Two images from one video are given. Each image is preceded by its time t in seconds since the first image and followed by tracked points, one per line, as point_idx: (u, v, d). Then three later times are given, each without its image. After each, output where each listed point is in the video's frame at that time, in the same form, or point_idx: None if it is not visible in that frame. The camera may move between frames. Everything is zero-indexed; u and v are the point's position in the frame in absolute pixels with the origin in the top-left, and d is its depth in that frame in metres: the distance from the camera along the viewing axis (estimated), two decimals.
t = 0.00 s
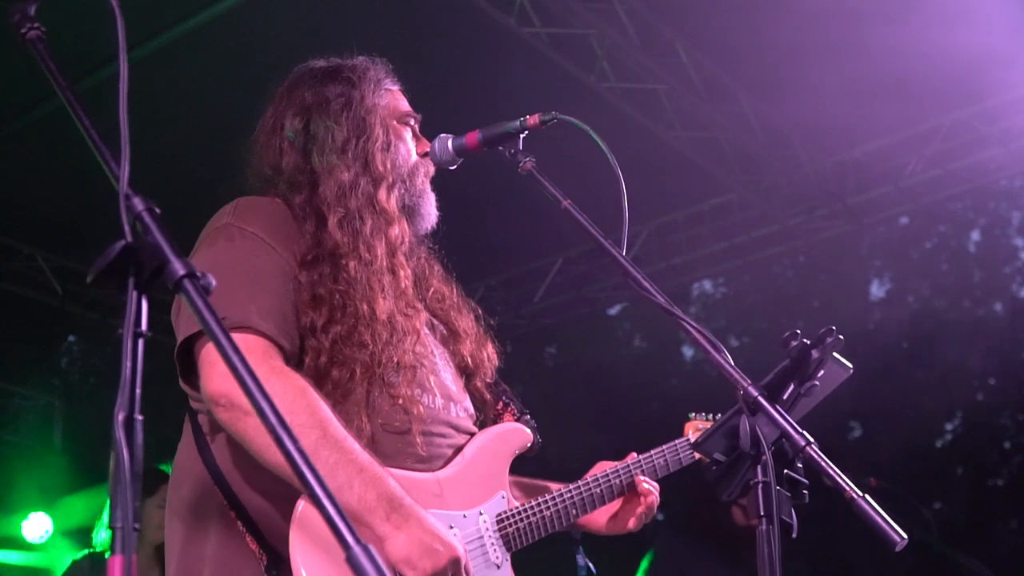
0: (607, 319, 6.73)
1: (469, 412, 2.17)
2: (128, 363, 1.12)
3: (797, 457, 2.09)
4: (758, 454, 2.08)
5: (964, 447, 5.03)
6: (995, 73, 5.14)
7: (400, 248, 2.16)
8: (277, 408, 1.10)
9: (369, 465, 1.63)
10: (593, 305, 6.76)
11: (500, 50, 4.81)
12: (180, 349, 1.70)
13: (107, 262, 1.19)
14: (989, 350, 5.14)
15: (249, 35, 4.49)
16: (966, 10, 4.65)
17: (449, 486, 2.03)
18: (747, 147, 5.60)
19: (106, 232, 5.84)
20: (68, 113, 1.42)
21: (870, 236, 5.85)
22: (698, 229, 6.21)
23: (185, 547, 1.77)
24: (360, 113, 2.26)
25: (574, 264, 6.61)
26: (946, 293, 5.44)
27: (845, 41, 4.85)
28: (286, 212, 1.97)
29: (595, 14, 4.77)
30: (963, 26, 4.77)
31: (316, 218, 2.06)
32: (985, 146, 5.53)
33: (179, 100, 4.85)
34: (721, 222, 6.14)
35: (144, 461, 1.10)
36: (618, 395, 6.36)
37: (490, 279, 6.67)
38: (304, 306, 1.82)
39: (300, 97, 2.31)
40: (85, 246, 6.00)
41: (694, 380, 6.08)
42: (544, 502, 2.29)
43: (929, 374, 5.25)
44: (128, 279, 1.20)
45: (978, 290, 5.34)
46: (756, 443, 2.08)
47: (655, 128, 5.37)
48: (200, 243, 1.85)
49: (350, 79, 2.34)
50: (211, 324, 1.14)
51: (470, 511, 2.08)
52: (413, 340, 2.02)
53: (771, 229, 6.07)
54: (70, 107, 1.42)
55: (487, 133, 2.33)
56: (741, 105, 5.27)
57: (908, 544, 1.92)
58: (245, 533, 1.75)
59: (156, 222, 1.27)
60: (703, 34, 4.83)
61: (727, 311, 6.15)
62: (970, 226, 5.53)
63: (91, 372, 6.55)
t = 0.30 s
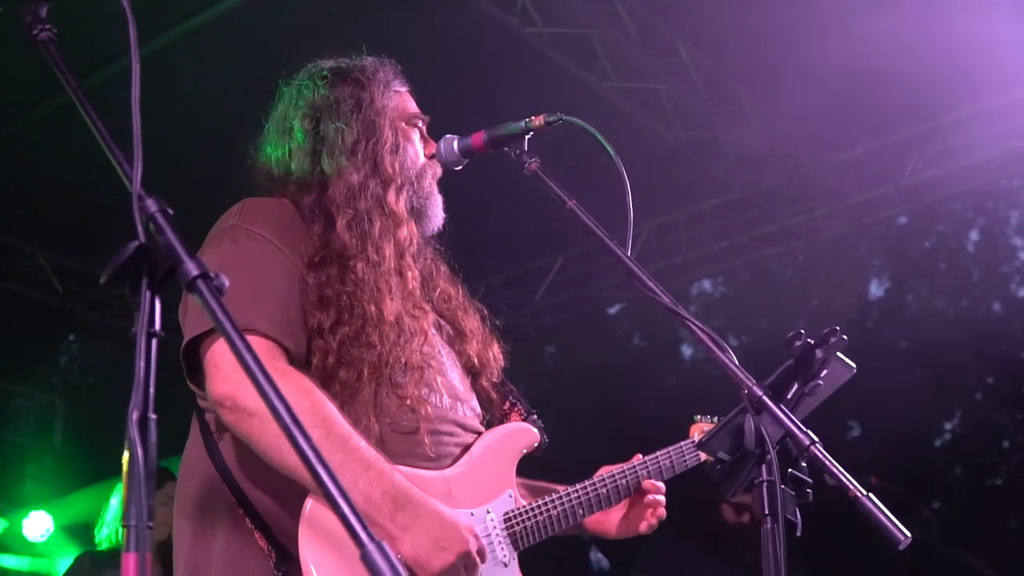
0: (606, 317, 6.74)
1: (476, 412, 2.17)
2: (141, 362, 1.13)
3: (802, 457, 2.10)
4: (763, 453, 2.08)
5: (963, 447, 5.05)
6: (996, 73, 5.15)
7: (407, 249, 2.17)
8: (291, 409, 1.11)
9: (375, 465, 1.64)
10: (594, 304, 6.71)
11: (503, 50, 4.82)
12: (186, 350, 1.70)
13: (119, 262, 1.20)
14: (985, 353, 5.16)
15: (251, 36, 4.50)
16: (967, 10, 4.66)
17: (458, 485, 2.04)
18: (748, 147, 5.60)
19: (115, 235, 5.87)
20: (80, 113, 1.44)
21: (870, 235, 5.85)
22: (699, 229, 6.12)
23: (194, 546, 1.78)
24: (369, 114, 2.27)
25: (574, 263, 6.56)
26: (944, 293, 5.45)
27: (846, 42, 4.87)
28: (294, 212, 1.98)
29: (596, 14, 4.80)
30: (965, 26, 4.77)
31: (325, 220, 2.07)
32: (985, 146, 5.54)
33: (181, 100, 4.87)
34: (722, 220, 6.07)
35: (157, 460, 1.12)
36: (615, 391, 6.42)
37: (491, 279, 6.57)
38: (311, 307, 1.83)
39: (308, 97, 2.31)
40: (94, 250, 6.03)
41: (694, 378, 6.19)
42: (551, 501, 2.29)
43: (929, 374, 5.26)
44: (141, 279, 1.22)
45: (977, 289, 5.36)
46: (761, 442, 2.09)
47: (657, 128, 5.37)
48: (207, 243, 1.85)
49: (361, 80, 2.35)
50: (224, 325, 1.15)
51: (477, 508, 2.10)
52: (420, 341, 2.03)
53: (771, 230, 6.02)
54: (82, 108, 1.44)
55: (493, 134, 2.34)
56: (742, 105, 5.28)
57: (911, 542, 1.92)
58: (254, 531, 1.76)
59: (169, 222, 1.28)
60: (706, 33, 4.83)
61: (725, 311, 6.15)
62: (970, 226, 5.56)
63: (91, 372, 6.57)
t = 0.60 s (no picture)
0: (604, 315, 6.71)
1: (487, 409, 2.18)
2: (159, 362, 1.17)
3: (809, 455, 2.10)
4: (771, 452, 2.08)
5: (960, 445, 5.02)
6: (999, 73, 5.15)
7: (417, 249, 2.17)
8: (310, 406, 1.12)
9: (386, 464, 1.65)
10: (595, 303, 6.71)
11: (504, 49, 4.82)
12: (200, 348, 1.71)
13: (139, 260, 1.22)
14: (982, 351, 5.14)
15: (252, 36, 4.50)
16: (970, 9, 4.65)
17: (469, 482, 2.04)
18: (749, 146, 5.61)
19: (122, 238, 5.87)
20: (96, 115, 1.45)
21: (869, 234, 5.77)
22: (699, 226, 6.15)
23: (207, 545, 1.78)
24: (380, 114, 2.28)
25: (575, 262, 6.61)
26: (942, 291, 5.43)
27: (847, 42, 4.87)
28: (304, 211, 1.99)
29: (597, 14, 4.78)
30: (968, 25, 4.76)
31: (336, 218, 2.07)
32: (985, 145, 5.53)
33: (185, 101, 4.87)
34: (723, 218, 6.10)
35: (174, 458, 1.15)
36: (615, 388, 6.39)
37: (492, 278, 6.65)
38: (323, 306, 1.84)
39: (320, 97, 2.31)
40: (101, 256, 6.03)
41: (691, 377, 6.14)
42: (564, 496, 2.30)
43: (927, 372, 5.23)
44: (158, 279, 1.23)
45: (976, 289, 5.34)
46: (770, 441, 2.09)
47: (657, 127, 5.39)
48: (219, 242, 1.86)
49: (372, 79, 2.34)
50: (244, 325, 1.16)
51: (490, 506, 2.09)
52: (431, 340, 2.03)
53: (769, 228, 6.04)
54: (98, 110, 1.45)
55: (501, 133, 2.33)
56: (743, 104, 5.27)
57: (918, 539, 1.93)
58: (266, 528, 1.77)
59: (187, 221, 1.30)
60: (707, 33, 4.84)
61: (723, 310, 6.12)
62: (967, 224, 5.53)
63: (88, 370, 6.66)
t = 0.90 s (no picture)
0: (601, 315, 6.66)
1: (495, 406, 2.19)
2: (169, 358, 1.18)
3: (813, 452, 2.09)
4: (774, 449, 2.07)
5: (956, 443, 5.00)
6: (1000, 70, 5.12)
7: (426, 253, 2.17)
8: (322, 402, 1.13)
9: (392, 461, 1.65)
10: (591, 301, 6.67)
11: (504, 47, 4.83)
12: (204, 348, 1.71)
13: (149, 256, 1.22)
14: (977, 351, 5.08)
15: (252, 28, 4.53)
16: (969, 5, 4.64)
17: (474, 481, 2.04)
18: (749, 144, 5.61)
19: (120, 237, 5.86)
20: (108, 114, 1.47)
21: (866, 232, 5.67)
22: (698, 225, 6.12)
23: (214, 545, 1.79)
24: (394, 115, 2.28)
25: (573, 261, 6.63)
26: (938, 289, 5.33)
27: (845, 39, 4.88)
28: (311, 209, 2.00)
29: (597, 11, 4.80)
30: (969, 20, 4.74)
31: (343, 215, 2.08)
32: (983, 144, 5.39)
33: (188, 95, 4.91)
34: (720, 219, 6.05)
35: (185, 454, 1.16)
36: (612, 386, 6.39)
37: (492, 275, 6.74)
38: (328, 303, 1.85)
39: (339, 89, 2.35)
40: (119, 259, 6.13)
41: (683, 374, 6.07)
42: (570, 493, 2.30)
43: (922, 371, 5.18)
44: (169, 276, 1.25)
45: (971, 286, 5.23)
46: (773, 438, 2.08)
47: (656, 125, 5.36)
48: (224, 241, 1.88)
49: (391, 77, 2.35)
50: (255, 322, 1.17)
51: (496, 502, 2.09)
52: (439, 341, 2.05)
53: (768, 228, 5.93)
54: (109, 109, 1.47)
55: (506, 130, 2.31)
56: (741, 101, 5.28)
57: (923, 536, 1.93)
58: (272, 524, 1.78)
59: (196, 218, 1.31)
60: (706, 31, 4.86)
61: (721, 308, 6.06)
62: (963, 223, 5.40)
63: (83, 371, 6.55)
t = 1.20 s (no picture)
0: (597, 313, 6.66)
1: (503, 398, 2.21)
2: (181, 352, 1.23)
3: (817, 447, 2.08)
4: (778, 443, 2.07)
5: (953, 441, 5.02)
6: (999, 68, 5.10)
7: (434, 250, 2.19)
8: (333, 395, 1.13)
9: (401, 454, 1.66)
10: (588, 299, 6.67)
11: (503, 45, 4.85)
12: (213, 346, 1.71)
13: (159, 254, 1.29)
14: (974, 348, 5.09)
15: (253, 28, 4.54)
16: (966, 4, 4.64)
17: (479, 477, 2.04)
18: (748, 142, 5.62)
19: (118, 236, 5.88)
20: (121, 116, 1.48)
21: (862, 230, 5.70)
22: (696, 223, 6.16)
23: (222, 545, 1.79)
24: (402, 111, 2.27)
25: (572, 258, 6.62)
26: (935, 287, 5.33)
27: (844, 39, 4.88)
28: (317, 207, 2.01)
29: (597, 10, 4.81)
30: (969, 19, 4.73)
31: (349, 210, 2.09)
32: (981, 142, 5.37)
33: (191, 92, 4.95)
34: (719, 215, 6.08)
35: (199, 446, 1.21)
36: (610, 384, 6.41)
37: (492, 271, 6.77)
38: (334, 299, 1.86)
39: (347, 82, 2.35)
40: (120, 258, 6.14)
41: (683, 373, 6.08)
42: (576, 485, 2.31)
43: (920, 370, 5.20)
44: (181, 268, 1.30)
45: (967, 284, 5.23)
46: (777, 432, 2.08)
47: (655, 123, 5.37)
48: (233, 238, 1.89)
49: (400, 72, 2.36)
50: (264, 314, 1.18)
51: (504, 494, 2.11)
52: (447, 338, 2.06)
53: (767, 225, 5.96)
54: (122, 110, 1.48)
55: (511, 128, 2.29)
56: (739, 100, 5.29)
57: (927, 531, 1.94)
58: (281, 520, 1.79)
59: (207, 213, 1.30)
60: (705, 31, 4.87)
61: (717, 305, 6.12)
62: (960, 221, 5.40)
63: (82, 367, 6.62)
